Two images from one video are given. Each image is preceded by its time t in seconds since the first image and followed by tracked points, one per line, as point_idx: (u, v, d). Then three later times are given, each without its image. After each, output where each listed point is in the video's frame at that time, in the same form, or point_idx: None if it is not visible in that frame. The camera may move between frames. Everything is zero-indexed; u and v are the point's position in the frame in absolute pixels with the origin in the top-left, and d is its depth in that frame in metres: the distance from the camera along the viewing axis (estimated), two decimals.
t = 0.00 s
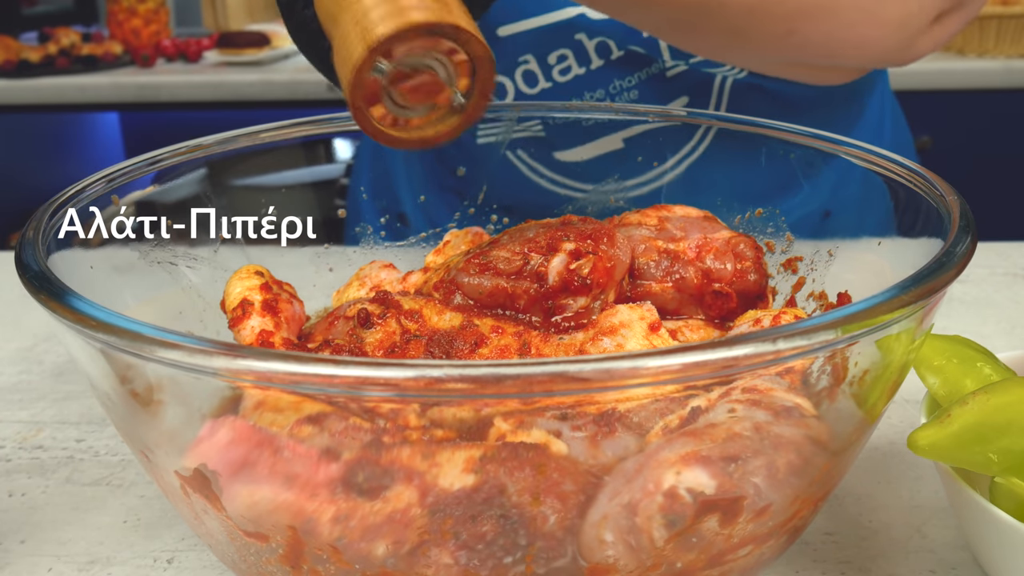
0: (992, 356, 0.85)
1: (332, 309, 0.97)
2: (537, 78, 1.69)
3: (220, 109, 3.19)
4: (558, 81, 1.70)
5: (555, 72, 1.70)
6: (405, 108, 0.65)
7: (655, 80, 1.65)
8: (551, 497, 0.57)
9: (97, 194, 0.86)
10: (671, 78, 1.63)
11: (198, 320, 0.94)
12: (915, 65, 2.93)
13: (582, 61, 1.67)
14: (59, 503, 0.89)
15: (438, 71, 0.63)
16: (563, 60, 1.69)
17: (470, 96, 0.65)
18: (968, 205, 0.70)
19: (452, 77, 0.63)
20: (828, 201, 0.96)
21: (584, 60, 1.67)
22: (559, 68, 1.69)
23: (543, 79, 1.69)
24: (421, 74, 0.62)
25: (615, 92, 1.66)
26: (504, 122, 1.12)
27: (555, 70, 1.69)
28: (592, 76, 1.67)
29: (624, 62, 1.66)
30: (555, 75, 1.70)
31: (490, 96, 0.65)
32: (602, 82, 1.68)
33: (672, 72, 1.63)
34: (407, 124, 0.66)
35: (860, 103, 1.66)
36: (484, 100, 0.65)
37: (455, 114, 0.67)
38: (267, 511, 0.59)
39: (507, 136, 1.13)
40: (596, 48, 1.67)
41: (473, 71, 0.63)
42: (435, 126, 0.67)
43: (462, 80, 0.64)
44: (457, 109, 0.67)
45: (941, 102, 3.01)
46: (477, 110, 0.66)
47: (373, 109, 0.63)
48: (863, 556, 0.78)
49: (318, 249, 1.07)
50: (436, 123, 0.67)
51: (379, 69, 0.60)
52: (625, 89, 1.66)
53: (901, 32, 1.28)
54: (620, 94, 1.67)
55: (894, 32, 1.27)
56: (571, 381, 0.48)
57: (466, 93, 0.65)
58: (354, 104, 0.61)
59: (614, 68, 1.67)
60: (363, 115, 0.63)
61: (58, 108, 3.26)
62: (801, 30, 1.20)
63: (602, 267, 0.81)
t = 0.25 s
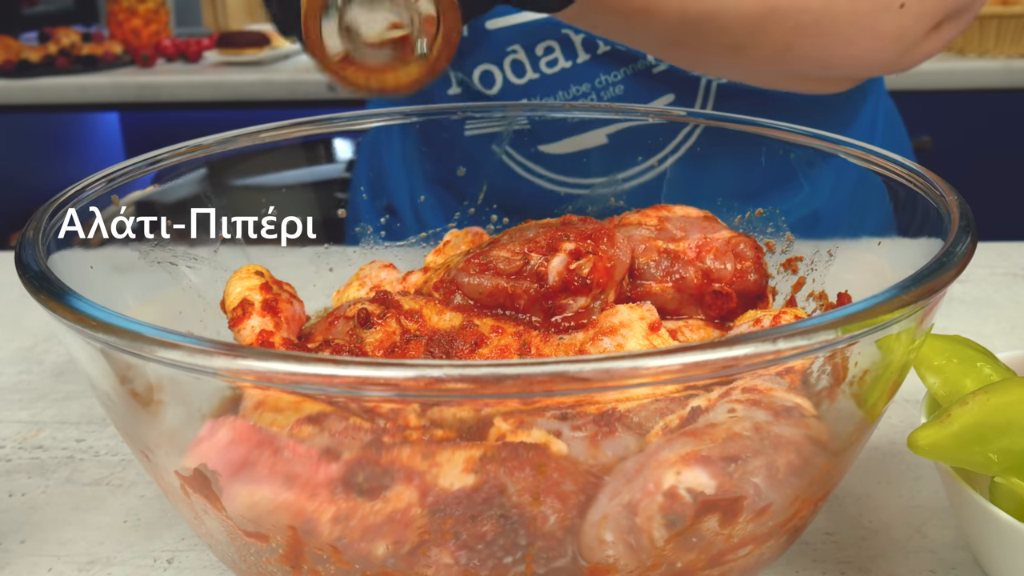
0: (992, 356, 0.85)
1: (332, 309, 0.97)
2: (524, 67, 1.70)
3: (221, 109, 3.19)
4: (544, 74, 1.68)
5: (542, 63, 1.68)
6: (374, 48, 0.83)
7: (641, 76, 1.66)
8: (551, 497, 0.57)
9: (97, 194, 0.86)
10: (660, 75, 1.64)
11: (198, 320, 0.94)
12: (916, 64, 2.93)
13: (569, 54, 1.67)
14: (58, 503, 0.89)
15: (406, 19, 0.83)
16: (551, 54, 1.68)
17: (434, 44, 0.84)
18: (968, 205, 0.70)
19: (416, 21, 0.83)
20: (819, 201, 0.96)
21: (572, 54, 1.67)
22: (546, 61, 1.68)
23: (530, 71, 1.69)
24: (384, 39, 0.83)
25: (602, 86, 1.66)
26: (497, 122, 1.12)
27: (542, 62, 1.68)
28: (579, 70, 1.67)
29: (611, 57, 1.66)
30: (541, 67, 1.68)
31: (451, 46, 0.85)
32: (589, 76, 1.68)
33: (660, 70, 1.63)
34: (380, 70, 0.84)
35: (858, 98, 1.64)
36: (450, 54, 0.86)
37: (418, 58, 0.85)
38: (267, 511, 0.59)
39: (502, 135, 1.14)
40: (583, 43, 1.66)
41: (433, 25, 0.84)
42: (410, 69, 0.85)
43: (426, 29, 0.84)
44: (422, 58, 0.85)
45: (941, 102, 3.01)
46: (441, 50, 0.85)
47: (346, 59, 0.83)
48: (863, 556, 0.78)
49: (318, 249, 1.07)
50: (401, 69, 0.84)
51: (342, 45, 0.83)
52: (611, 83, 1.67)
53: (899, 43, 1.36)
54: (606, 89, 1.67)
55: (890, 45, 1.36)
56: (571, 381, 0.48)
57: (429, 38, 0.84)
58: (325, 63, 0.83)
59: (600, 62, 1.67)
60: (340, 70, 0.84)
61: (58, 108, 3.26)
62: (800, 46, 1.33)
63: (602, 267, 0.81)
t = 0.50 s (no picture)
0: (993, 356, 0.85)
1: (332, 309, 0.97)
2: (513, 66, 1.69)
3: (221, 109, 3.19)
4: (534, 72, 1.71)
5: (530, 63, 1.70)
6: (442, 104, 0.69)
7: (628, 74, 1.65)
8: (551, 497, 0.56)
9: (97, 194, 0.86)
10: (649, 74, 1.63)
11: (198, 320, 0.94)
12: (915, 64, 2.93)
13: (556, 52, 1.68)
14: (59, 503, 0.89)
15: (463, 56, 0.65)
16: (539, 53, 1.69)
17: (500, 77, 0.69)
18: (968, 205, 0.70)
19: (478, 63, 0.66)
20: (814, 202, 0.96)
21: (558, 53, 1.68)
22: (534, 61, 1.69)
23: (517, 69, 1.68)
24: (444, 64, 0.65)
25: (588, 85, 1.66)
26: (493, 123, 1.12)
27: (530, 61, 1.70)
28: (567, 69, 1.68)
29: (597, 56, 1.66)
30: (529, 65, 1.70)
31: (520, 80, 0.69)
32: (575, 75, 1.68)
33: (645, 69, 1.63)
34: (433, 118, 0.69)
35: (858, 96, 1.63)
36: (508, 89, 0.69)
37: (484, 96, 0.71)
38: (267, 511, 0.59)
39: (501, 135, 1.14)
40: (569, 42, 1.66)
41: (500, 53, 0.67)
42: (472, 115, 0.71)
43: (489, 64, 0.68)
44: (489, 95, 0.70)
45: (940, 102, 3.01)
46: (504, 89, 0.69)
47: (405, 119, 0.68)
48: (863, 556, 0.78)
49: (318, 249, 1.07)
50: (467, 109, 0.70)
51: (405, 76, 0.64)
52: (598, 83, 1.67)
53: (878, 48, 1.23)
54: (593, 89, 1.67)
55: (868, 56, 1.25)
56: (571, 381, 0.48)
57: (494, 76, 0.68)
58: (381, 104, 0.64)
59: (586, 61, 1.67)
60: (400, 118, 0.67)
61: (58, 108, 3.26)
62: (783, 48, 1.22)
63: (602, 267, 0.81)
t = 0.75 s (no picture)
0: (993, 356, 0.85)
1: (332, 309, 0.97)
2: (512, 67, 1.66)
3: (221, 109, 3.19)
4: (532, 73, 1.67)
5: (529, 63, 1.67)
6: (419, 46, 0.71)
7: (627, 75, 1.65)
8: (551, 497, 0.56)
9: (97, 194, 0.86)
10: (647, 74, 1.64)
11: (198, 320, 0.94)
12: (915, 64, 2.93)
13: (555, 53, 1.66)
14: (59, 503, 0.89)
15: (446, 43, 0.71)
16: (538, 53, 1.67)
17: (473, 59, 0.74)
18: (968, 205, 0.70)
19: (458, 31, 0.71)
20: (814, 202, 0.97)
21: (558, 54, 1.66)
22: (534, 61, 1.67)
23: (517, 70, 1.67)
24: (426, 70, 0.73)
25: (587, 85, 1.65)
26: (491, 121, 1.11)
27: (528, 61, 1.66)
28: (567, 70, 1.67)
29: (595, 57, 1.65)
30: (528, 66, 1.67)
31: (493, 59, 0.76)
32: (575, 76, 1.67)
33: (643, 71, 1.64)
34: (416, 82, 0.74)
35: (858, 96, 1.63)
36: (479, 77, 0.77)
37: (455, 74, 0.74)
38: (268, 511, 0.59)
39: (501, 135, 1.14)
40: (569, 44, 1.65)
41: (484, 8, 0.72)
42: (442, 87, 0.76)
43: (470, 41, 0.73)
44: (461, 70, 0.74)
45: (940, 102, 3.01)
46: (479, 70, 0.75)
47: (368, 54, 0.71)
48: (863, 556, 0.78)
49: (318, 249, 1.07)
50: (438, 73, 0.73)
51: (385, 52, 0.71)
52: (597, 83, 1.66)
53: (884, 52, 1.34)
54: (591, 89, 1.67)
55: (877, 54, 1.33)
56: (571, 381, 0.48)
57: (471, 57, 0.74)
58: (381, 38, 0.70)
59: (584, 62, 1.66)
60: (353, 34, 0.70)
61: (58, 108, 3.26)
62: (791, 57, 1.29)
63: (602, 267, 0.81)
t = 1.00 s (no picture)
0: (993, 357, 0.85)
1: (332, 309, 0.97)
2: (513, 65, 1.68)
3: (221, 109, 3.19)
4: (534, 70, 1.68)
5: (531, 61, 1.67)
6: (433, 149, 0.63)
7: (628, 71, 1.65)
8: (551, 497, 0.56)
9: (97, 194, 0.86)
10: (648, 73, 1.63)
11: (198, 320, 0.94)
12: (915, 64, 2.93)
13: (556, 50, 1.65)
14: (59, 503, 0.89)
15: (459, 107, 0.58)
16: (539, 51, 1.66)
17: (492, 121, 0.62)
18: (968, 205, 0.71)
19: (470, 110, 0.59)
20: (814, 202, 0.96)
21: (559, 51, 1.66)
22: (534, 58, 1.66)
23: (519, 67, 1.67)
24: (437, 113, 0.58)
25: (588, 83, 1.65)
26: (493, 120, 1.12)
27: (530, 58, 1.67)
28: (567, 67, 1.67)
29: (595, 54, 1.64)
30: (529, 63, 1.67)
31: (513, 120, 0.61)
32: (575, 73, 1.67)
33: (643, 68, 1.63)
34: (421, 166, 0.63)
35: (858, 96, 1.63)
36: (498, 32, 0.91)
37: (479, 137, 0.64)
38: (268, 511, 0.59)
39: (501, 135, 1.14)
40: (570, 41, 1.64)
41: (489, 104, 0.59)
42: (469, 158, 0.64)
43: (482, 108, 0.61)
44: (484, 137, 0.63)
45: (941, 102, 3.01)
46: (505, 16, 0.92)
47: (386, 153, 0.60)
48: (863, 556, 0.78)
49: (318, 249, 1.07)
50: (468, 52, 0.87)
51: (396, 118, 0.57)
52: (597, 80, 1.65)
53: (872, 59, 1.33)
54: (592, 86, 1.66)
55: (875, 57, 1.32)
56: (571, 381, 0.48)
57: (487, 120, 0.62)
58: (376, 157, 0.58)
59: (585, 60, 1.66)
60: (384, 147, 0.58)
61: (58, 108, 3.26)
62: (780, 61, 1.29)
63: (602, 267, 0.81)
